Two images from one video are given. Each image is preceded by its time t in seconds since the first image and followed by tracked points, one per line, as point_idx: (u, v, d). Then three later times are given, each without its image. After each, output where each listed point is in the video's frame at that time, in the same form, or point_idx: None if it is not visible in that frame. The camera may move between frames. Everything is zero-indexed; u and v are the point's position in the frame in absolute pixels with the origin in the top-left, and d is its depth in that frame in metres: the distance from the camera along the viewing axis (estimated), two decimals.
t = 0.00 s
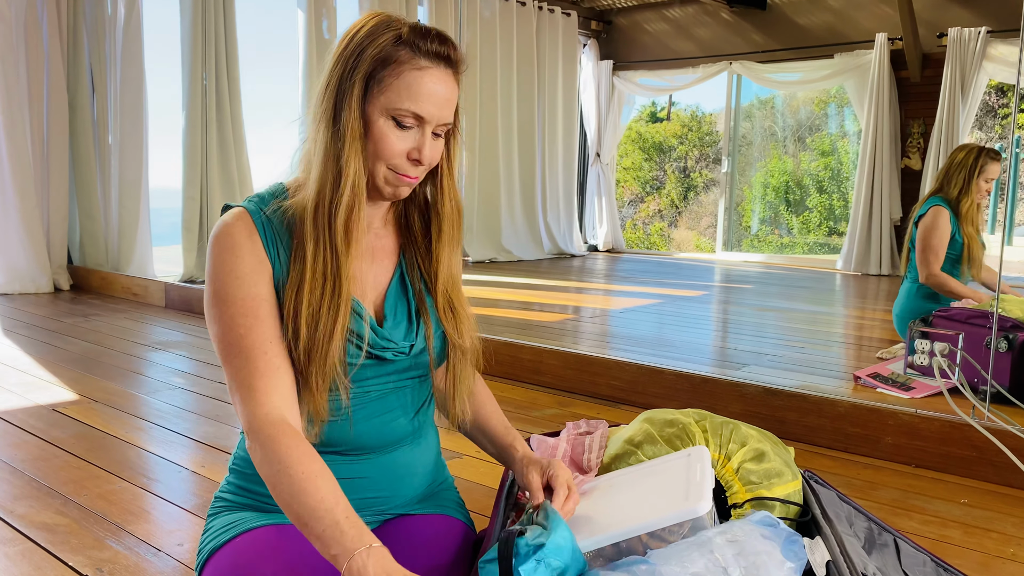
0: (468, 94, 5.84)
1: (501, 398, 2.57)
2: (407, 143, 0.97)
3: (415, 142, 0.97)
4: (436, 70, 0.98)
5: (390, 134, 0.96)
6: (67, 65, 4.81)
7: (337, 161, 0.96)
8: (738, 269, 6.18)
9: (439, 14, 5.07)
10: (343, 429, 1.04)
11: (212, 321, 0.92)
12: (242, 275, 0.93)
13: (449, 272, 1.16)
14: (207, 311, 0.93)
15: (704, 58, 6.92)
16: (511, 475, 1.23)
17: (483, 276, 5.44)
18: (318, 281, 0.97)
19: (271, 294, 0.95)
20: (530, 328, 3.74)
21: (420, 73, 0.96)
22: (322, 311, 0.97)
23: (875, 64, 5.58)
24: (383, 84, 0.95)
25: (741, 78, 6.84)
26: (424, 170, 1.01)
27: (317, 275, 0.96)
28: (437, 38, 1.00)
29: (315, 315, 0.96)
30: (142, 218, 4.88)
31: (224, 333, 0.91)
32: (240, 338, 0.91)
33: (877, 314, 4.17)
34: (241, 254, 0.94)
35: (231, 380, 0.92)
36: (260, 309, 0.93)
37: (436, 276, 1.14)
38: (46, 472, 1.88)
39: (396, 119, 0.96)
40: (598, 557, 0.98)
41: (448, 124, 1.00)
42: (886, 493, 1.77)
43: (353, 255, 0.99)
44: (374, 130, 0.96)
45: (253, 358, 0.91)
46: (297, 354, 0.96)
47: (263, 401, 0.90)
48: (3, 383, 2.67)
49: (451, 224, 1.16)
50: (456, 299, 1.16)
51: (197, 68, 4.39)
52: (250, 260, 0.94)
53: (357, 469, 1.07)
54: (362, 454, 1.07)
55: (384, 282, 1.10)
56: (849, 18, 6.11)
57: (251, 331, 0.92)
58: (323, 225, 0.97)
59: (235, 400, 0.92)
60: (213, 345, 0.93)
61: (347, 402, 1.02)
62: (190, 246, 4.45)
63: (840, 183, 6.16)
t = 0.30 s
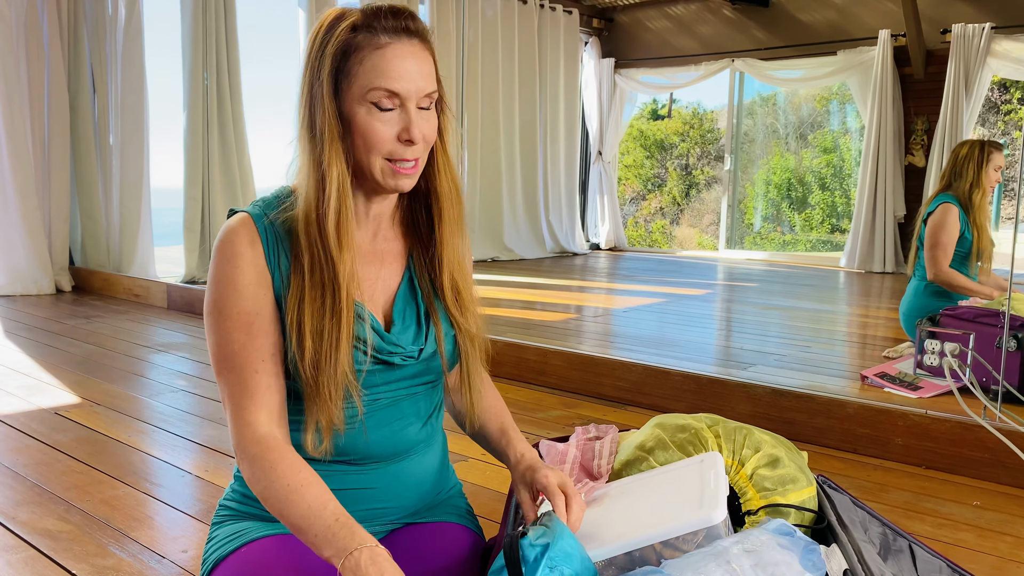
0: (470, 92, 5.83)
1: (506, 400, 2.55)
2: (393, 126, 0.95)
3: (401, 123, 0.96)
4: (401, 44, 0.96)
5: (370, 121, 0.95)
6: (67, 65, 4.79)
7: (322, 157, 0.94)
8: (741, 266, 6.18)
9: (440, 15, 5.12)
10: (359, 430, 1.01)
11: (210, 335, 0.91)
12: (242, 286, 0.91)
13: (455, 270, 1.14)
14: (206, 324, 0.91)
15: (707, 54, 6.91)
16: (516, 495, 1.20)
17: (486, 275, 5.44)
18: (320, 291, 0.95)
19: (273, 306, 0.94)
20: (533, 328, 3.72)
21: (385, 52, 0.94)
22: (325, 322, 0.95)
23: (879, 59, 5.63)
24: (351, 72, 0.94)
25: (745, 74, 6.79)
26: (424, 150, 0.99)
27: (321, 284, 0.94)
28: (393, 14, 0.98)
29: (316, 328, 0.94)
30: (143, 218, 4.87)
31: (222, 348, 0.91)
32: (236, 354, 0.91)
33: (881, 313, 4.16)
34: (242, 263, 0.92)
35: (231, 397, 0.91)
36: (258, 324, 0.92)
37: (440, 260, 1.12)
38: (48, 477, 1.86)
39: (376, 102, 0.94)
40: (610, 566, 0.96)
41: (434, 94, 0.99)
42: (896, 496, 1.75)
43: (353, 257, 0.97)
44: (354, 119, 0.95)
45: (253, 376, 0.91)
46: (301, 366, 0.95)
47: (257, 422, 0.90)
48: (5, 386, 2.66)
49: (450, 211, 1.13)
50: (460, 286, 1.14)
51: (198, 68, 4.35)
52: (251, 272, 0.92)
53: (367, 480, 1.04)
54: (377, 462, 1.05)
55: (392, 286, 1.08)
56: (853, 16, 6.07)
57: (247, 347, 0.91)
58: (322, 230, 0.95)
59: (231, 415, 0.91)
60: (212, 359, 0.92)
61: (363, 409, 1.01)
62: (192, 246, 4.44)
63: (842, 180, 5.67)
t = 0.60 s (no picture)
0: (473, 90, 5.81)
1: (511, 397, 2.53)
2: (372, 107, 0.94)
3: (379, 102, 0.94)
4: (371, 22, 0.96)
5: (349, 103, 0.94)
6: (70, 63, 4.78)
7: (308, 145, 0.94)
8: (746, 264, 6.17)
9: (442, 16, 5.15)
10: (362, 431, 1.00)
11: (208, 330, 0.91)
12: (239, 282, 0.90)
13: (452, 259, 1.11)
14: (204, 319, 0.91)
15: (711, 51, 6.86)
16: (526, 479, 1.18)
17: (490, 274, 5.45)
18: (312, 284, 0.92)
19: (268, 300, 0.93)
20: (538, 325, 3.70)
21: (355, 32, 0.94)
22: (319, 316, 0.92)
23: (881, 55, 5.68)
24: (325, 56, 0.94)
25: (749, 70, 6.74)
26: (411, 129, 0.97)
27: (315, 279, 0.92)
28: None
29: (311, 322, 0.92)
30: (147, 216, 4.87)
31: (221, 344, 0.91)
32: (236, 350, 0.91)
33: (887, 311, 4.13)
34: (238, 257, 0.91)
35: (232, 392, 0.92)
36: (257, 319, 0.91)
37: (430, 247, 1.09)
38: (50, 475, 1.85)
39: (353, 83, 0.94)
40: (619, 564, 0.94)
41: (412, 73, 0.98)
42: (906, 493, 1.73)
43: (328, 233, 0.94)
44: (332, 105, 0.94)
45: (253, 371, 0.92)
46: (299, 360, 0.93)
47: (259, 421, 0.92)
48: (8, 384, 2.65)
49: (436, 195, 1.11)
50: (453, 276, 1.10)
51: (201, 66, 4.38)
52: (247, 265, 0.91)
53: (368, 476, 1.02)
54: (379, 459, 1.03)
55: (392, 279, 1.06)
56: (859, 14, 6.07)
57: (250, 344, 0.91)
58: (310, 221, 0.93)
59: (238, 411, 0.92)
60: (210, 353, 0.92)
61: (353, 408, 0.99)
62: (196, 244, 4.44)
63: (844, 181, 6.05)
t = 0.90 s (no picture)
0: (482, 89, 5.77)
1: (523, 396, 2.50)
2: (388, 96, 0.92)
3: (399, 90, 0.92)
4: (389, 10, 0.93)
5: (366, 92, 0.91)
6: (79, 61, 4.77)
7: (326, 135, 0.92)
8: (756, 263, 6.15)
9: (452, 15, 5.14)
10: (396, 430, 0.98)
11: (233, 325, 0.89)
12: (266, 274, 0.88)
13: (470, 252, 1.09)
14: (227, 312, 0.89)
15: (722, 49, 6.80)
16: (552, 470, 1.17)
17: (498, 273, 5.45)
18: (336, 277, 0.90)
19: (294, 293, 0.90)
20: (547, 324, 3.68)
21: (372, 19, 0.92)
22: (345, 308, 0.90)
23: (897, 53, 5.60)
24: (342, 45, 0.92)
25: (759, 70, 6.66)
26: (427, 120, 0.95)
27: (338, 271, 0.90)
28: None
29: (337, 315, 0.90)
30: (156, 215, 4.85)
31: (248, 339, 0.88)
32: (265, 344, 0.88)
33: (898, 309, 4.10)
34: (262, 249, 0.88)
35: (259, 388, 0.89)
36: (285, 311, 0.89)
37: (450, 240, 1.07)
38: (61, 474, 1.83)
39: (372, 71, 0.91)
40: (646, 566, 0.93)
41: (428, 62, 0.95)
42: (930, 494, 1.70)
43: (350, 226, 0.93)
44: (348, 93, 0.92)
45: (281, 366, 0.89)
46: (327, 354, 0.91)
47: (301, 416, 0.89)
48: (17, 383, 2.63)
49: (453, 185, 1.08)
50: (473, 268, 1.08)
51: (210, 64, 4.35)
52: (272, 258, 0.88)
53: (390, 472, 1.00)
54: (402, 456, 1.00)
55: (413, 272, 1.04)
56: (870, 10, 6.02)
57: (282, 337, 0.89)
58: (330, 213, 0.91)
59: (273, 408, 0.89)
60: (234, 349, 0.90)
61: (383, 397, 0.96)
62: (205, 242, 4.44)
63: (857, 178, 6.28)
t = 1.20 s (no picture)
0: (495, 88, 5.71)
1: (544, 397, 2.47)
2: (437, 94, 0.89)
3: (445, 87, 0.89)
4: (434, 4, 0.90)
5: (414, 90, 0.88)
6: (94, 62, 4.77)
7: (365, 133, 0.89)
8: (771, 264, 6.10)
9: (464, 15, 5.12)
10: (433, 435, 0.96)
11: (269, 326, 0.86)
12: (303, 275, 0.85)
13: (507, 249, 1.07)
14: (263, 314, 0.86)
15: (737, 49, 6.65)
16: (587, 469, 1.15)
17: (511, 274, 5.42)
18: (375, 277, 0.88)
19: (331, 292, 0.88)
20: (563, 324, 3.65)
21: (416, 14, 0.89)
22: (385, 308, 0.88)
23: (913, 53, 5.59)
24: (384, 40, 0.89)
25: (773, 69, 6.58)
26: (472, 115, 0.92)
27: (378, 272, 0.87)
28: None
29: (376, 315, 0.87)
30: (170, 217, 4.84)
31: (284, 340, 0.86)
32: (302, 346, 0.86)
33: (915, 310, 4.06)
34: (299, 248, 0.86)
35: (296, 389, 0.87)
36: (322, 311, 0.87)
37: (485, 236, 1.05)
38: (81, 475, 1.82)
39: (416, 68, 0.89)
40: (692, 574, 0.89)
41: (471, 55, 0.92)
42: (967, 499, 1.67)
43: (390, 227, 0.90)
44: (391, 90, 0.89)
45: (318, 367, 0.87)
46: (365, 355, 0.88)
47: (337, 420, 0.87)
48: (35, 383, 2.62)
49: (489, 179, 1.06)
50: (508, 263, 1.06)
51: (225, 65, 4.34)
52: (309, 258, 0.86)
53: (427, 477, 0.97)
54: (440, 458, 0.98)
55: (449, 270, 1.01)
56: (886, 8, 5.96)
57: (319, 339, 0.87)
58: (367, 213, 0.88)
59: (309, 411, 0.87)
60: (270, 352, 0.87)
61: (421, 399, 0.93)
62: (218, 243, 4.42)
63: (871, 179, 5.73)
